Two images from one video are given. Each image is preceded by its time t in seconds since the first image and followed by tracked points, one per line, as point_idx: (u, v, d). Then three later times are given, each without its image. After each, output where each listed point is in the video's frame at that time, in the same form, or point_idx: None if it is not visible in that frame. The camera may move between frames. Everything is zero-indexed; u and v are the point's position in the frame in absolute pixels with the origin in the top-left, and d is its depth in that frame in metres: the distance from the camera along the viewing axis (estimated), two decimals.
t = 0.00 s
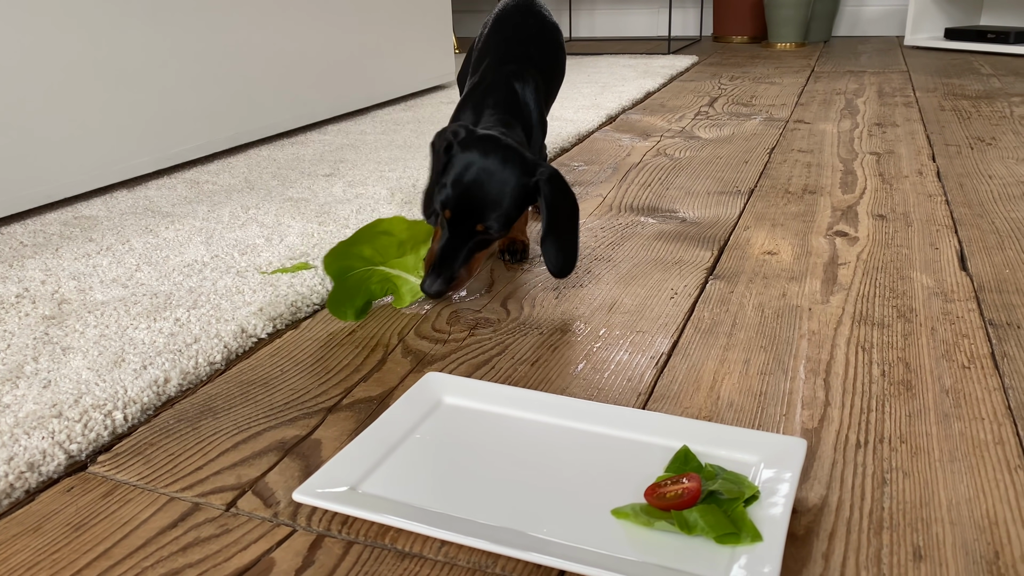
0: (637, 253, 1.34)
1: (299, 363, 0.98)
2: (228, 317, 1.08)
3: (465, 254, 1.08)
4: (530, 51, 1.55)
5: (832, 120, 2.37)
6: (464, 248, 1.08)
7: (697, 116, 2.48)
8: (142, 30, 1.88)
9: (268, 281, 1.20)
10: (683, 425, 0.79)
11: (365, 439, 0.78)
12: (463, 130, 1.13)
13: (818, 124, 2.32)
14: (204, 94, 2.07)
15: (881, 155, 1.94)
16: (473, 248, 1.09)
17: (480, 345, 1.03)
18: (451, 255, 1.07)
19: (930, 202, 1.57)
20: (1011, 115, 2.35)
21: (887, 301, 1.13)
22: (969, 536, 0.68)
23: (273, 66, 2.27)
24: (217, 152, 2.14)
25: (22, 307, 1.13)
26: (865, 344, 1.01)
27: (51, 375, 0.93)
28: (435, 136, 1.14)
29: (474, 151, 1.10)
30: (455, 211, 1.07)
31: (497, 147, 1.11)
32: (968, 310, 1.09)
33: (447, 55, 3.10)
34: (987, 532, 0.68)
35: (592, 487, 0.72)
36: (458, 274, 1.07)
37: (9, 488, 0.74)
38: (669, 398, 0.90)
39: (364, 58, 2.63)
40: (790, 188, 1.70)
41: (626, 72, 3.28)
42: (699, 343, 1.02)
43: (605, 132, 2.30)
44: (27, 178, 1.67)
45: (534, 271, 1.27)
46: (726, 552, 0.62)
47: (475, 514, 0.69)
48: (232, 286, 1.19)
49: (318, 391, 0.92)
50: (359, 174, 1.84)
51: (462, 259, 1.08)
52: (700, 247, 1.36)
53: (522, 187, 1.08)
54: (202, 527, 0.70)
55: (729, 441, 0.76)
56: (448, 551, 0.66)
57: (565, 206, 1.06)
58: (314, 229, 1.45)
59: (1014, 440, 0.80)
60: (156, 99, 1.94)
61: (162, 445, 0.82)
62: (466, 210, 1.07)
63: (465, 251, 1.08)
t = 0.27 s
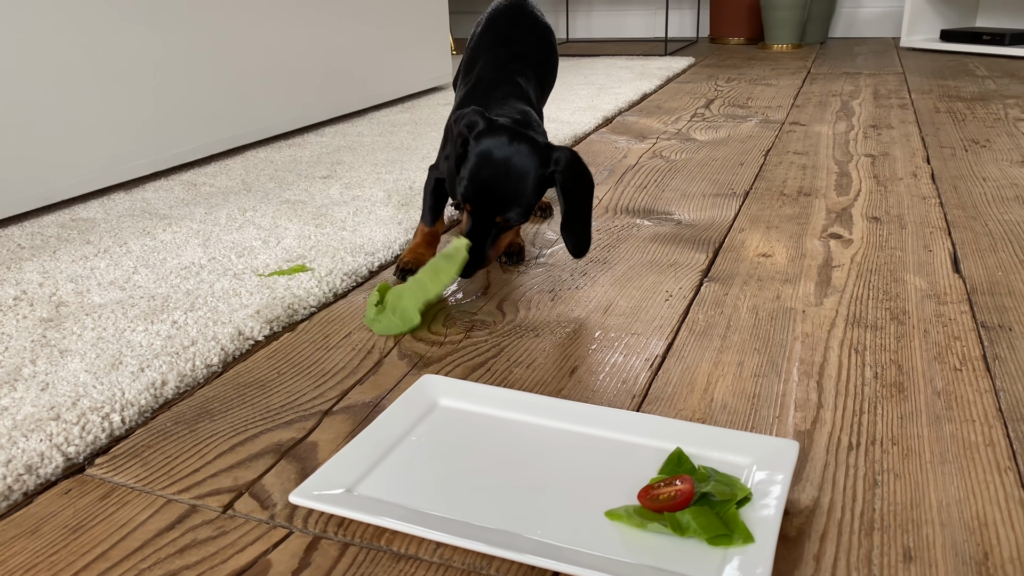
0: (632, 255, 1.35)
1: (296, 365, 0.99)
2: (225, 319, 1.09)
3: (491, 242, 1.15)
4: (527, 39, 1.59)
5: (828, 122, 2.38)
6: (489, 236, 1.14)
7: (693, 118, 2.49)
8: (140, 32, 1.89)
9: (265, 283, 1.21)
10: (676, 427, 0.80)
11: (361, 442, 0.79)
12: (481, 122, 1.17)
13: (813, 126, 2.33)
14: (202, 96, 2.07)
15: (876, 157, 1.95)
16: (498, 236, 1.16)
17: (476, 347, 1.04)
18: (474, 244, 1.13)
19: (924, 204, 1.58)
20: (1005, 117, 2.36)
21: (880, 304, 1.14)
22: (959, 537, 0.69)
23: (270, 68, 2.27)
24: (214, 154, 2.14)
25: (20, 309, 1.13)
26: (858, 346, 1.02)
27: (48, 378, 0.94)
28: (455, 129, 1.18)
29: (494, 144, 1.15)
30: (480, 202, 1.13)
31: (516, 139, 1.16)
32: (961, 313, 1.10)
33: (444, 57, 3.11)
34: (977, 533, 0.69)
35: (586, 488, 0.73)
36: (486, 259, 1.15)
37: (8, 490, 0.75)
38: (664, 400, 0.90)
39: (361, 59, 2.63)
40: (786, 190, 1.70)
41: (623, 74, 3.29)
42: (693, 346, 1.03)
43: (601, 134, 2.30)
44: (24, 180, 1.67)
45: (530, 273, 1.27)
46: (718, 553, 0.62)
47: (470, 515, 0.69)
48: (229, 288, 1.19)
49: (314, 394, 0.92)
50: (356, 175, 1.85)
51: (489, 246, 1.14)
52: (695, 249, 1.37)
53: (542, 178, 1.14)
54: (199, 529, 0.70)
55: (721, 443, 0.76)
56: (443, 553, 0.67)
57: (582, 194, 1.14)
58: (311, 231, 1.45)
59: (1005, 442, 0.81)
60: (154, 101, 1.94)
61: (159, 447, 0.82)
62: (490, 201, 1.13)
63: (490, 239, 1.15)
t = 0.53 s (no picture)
0: (629, 258, 1.36)
1: (293, 368, 0.99)
2: (222, 322, 1.09)
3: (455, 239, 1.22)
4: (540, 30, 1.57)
5: (824, 124, 2.39)
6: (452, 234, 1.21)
7: (689, 120, 2.50)
8: (139, 35, 1.89)
9: (262, 286, 1.21)
10: (672, 430, 0.80)
11: (359, 445, 0.79)
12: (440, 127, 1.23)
13: (810, 128, 2.34)
14: (199, 98, 2.07)
15: (872, 160, 1.96)
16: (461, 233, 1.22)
17: (473, 350, 1.04)
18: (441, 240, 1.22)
19: (919, 207, 1.59)
20: (1001, 119, 2.36)
21: (875, 306, 1.15)
22: (951, 539, 0.69)
23: (268, 70, 2.28)
24: (212, 156, 2.15)
25: (18, 312, 1.14)
26: (853, 348, 1.03)
27: (46, 382, 0.94)
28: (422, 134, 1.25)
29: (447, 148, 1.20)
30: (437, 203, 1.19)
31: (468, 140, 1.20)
32: (956, 315, 1.11)
33: (441, 59, 3.11)
34: (970, 536, 0.70)
35: (582, 491, 0.73)
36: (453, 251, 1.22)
37: (6, 494, 0.75)
38: (660, 403, 0.91)
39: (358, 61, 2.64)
40: (782, 193, 1.71)
41: (620, 76, 3.30)
42: (689, 348, 1.03)
43: (598, 136, 2.31)
44: (22, 182, 1.68)
45: (526, 276, 1.28)
46: (713, 556, 0.63)
47: (467, 518, 0.70)
48: (226, 291, 1.19)
49: (312, 397, 0.93)
50: (353, 177, 1.85)
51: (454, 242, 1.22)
52: (691, 251, 1.37)
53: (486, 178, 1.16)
54: (197, 532, 0.71)
55: (716, 446, 0.77)
56: (439, 556, 0.67)
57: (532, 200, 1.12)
58: (309, 234, 1.46)
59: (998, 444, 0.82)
60: (152, 103, 1.95)
61: (157, 450, 0.83)
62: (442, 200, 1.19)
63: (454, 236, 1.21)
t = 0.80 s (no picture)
0: (625, 260, 1.36)
1: (291, 370, 0.99)
2: (221, 325, 1.09)
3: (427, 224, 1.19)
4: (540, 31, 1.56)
5: (820, 126, 2.39)
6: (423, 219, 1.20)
7: (686, 122, 2.50)
8: (137, 37, 1.89)
9: (260, 289, 1.21)
10: (668, 432, 0.81)
11: (356, 447, 0.79)
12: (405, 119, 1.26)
13: (806, 130, 2.35)
14: (197, 100, 2.08)
15: (868, 162, 1.97)
16: (433, 217, 1.20)
17: (470, 352, 1.05)
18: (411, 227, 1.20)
19: (915, 209, 1.59)
20: (997, 121, 2.37)
21: (870, 308, 1.15)
22: (945, 541, 0.70)
23: (266, 71, 2.28)
24: (209, 158, 2.15)
25: (16, 314, 1.14)
26: (849, 350, 1.03)
27: (44, 384, 0.94)
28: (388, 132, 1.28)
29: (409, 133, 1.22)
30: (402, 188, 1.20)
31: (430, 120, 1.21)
32: (950, 317, 1.11)
33: (438, 61, 3.11)
34: (963, 537, 0.70)
35: (579, 493, 0.74)
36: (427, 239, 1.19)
37: (5, 496, 0.75)
38: (656, 405, 0.91)
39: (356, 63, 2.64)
40: (778, 195, 1.72)
41: (617, 78, 3.30)
42: (685, 350, 1.04)
43: (595, 138, 2.32)
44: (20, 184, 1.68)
45: (523, 278, 1.28)
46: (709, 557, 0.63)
47: (463, 520, 0.70)
48: (224, 294, 1.20)
49: (309, 399, 0.93)
50: (350, 180, 1.85)
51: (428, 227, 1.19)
52: (687, 254, 1.38)
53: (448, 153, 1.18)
54: (195, 534, 0.71)
55: (712, 448, 0.77)
56: (437, 557, 0.68)
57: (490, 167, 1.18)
58: (306, 236, 1.46)
59: (992, 446, 0.82)
60: (150, 105, 1.95)
61: (156, 452, 0.83)
62: (407, 183, 1.19)
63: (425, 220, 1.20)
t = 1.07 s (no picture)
0: (622, 261, 1.36)
1: (289, 371, 1.00)
2: (218, 325, 1.09)
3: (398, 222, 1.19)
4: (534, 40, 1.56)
5: (817, 126, 2.40)
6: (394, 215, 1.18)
7: (683, 123, 2.51)
8: (135, 39, 1.90)
9: (258, 289, 1.22)
10: (664, 433, 0.81)
11: (354, 447, 0.80)
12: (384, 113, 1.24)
13: (803, 131, 2.35)
14: (194, 101, 2.08)
15: (864, 162, 1.97)
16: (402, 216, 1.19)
17: (468, 352, 1.05)
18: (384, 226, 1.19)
19: (911, 210, 1.60)
20: (993, 122, 2.38)
21: (866, 309, 1.16)
22: (940, 540, 0.70)
23: (263, 73, 2.28)
24: (207, 159, 2.15)
25: (15, 315, 1.14)
26: (845, 351, 1.04)
27: (42, 385, 0.94)
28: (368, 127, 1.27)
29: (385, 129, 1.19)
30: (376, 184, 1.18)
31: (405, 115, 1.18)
32: (946, 318, 1.12)
33: (436, 62, 3.12)
34: (958, 536, 0.70)
35: (576, 493, 0.74)
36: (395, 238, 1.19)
37: (3, 497, 0.76)
38: (653, 405, 0.92)
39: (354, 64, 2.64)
40: (774, 196, 1.72)
41: (615, 79, 3.31)
42: (682, 351, 1.04)
43: (593, 138, 2.32)
44: (18, 185, 1.68)
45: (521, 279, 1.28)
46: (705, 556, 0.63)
47: (460, 520, 0.70)
48: (222, 294, 1.20)
49: (307, 400, 0.93)
50: (348, 181, 1.86)
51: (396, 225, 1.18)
52: (684, 254, 1.38)
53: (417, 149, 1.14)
54: (194, 534, 0.71)
55: (708, 448, 0.77)
56: (434, 557, 0.68)
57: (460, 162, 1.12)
58: (304, 237, 1.46)
59: (986, 446, 0.82)
60: (148, 107, 1.95)
61: (154, 453, 0.83)
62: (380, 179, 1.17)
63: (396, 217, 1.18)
